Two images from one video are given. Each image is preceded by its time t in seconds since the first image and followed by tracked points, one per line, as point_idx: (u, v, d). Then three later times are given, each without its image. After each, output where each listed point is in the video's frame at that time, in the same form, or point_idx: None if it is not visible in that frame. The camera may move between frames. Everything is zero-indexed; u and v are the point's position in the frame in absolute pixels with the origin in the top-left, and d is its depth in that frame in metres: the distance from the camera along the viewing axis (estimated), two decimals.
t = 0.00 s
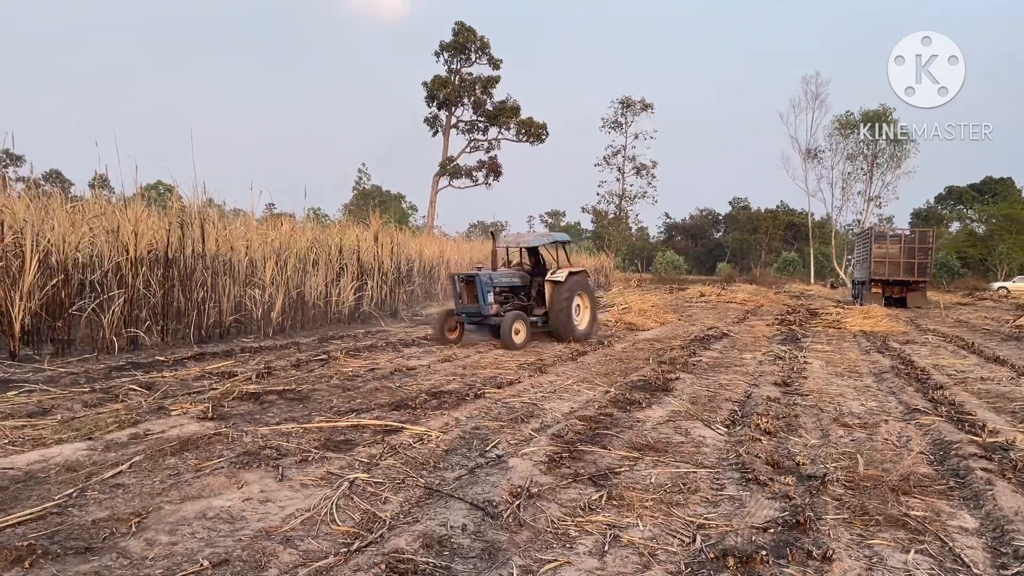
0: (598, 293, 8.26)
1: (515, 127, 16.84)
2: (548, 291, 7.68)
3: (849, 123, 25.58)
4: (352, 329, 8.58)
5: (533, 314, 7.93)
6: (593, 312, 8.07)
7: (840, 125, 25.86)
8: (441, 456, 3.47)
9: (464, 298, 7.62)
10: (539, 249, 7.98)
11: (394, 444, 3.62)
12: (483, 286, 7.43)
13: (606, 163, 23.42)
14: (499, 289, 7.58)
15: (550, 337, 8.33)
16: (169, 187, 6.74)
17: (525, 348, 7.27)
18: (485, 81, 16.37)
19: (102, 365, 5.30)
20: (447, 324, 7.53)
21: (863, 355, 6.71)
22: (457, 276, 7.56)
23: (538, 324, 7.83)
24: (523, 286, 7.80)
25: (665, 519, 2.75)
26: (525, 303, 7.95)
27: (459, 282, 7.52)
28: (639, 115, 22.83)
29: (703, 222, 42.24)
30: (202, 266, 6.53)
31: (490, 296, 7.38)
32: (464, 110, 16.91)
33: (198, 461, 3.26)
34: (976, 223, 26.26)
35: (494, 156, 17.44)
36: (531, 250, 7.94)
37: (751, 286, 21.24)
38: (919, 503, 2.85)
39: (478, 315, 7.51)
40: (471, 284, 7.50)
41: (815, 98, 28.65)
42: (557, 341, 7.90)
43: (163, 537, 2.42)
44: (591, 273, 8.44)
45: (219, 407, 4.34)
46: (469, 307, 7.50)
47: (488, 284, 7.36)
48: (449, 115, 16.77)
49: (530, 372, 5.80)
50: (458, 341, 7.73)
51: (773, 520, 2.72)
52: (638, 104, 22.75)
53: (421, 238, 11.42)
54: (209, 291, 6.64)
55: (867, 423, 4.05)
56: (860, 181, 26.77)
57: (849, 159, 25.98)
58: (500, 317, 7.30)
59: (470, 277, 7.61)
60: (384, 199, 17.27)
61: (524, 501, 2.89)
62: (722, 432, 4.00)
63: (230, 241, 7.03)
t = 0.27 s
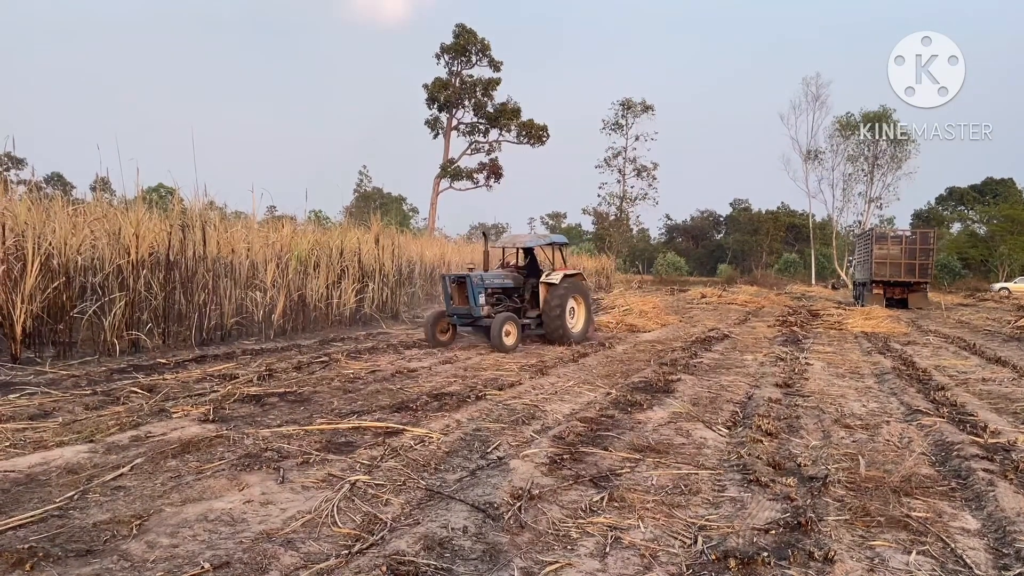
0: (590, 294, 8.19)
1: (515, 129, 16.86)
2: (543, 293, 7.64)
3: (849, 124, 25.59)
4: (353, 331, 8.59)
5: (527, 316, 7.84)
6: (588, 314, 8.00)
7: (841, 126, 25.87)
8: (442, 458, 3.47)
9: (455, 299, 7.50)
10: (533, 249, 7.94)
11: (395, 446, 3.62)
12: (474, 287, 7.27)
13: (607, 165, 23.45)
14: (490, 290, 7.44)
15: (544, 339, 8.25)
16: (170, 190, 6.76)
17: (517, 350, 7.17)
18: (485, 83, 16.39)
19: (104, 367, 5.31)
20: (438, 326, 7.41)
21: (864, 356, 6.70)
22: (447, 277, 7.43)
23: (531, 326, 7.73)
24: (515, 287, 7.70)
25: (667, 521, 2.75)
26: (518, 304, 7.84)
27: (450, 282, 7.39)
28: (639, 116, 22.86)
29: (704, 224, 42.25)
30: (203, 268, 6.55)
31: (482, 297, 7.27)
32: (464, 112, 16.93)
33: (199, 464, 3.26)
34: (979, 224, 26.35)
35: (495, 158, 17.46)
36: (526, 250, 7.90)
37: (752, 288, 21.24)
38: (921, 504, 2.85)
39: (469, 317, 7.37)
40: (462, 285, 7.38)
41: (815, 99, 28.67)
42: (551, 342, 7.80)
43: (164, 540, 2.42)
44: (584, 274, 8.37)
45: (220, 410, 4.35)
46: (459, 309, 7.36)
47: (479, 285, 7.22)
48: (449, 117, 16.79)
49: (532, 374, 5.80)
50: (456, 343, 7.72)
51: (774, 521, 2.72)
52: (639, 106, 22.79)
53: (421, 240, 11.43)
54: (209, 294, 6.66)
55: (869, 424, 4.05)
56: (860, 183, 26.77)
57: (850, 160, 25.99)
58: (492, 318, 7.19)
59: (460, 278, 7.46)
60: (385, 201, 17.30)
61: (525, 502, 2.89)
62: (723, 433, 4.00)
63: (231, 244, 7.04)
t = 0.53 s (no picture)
0: (582, 293, 8.13)
1: (516, 129, 16.87)
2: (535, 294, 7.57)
3: (850, 124, 25.59)
4: (354, 332, 8.60)
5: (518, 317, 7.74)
6: (580, 315, 7.99)
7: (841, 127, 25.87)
8: (442, 459, 3.47)
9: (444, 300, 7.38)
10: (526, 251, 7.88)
11: (396, 447, 3.63)
12: (463, 289, 7.13)
13: (607, 166, 23.45)
14: (479, 291, 7.31)
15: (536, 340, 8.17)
16: (171, 191, 6.77)
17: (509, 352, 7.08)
18: (486, 84, 16.39)
19: (104, 369, 5.31)
20: (427, 328, 7.29)
21: (865, 357, 6.69)
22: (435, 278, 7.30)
23: (523, 327, 7.65)
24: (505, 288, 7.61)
25: (668, 521, 2.75)
26: (509, 305, 7.72)
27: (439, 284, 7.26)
28: (640, 117, 22.87)
29: (705, 224, 42.24)
30: (203, 270, 6.56)
31: (471, 299, 7.15)
32: (465, 113, 16.93)
33: (200, 465, 3.26)
34: (980, 224, 26.33)
35: (496, 159, 17.46)
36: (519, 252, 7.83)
37: (753, 288, 21.23)
38: (922, 504, 2.85)
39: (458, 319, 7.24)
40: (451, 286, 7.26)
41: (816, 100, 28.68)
42: (543, 343, 7.71)
43: (165, 542, 2.42)
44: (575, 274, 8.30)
45: (221, 411, 4.35)
46: (448, 310, 7.24)
47: (467, 286, 7.07)
48: (450, 118, 16.80)
49: (532, 375, 5.80)
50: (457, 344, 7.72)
51: (776, 522, 2.71)
52: (639, 106, 22.80)
53: (422, 241, 11.44)
54: (210, 295, 6.67)
55: (870, 424, 4.04)
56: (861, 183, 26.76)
57: (851, 161, 25.98)
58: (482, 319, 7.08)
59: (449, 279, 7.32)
60: (386, 202, 17.31)
61: (526, 504, 2.89)
62: (724, 434, 4.00)
63: (232, 245, 7.05)
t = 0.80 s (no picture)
0: (576, 294, 8.05)
1: (517, 130, 16.88)
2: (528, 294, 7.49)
3: (851, 124, 25.56)
4: (355, 333, 8.61)
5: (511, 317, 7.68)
6: (575, 316, 7.91)
7: (843, 126, 25.84)
8: (444, 460, 3.48)
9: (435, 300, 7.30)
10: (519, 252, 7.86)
11: (398, 448, 3.63)
12: (454, 288, 7.07)
13: (609, 166, 23.46)
14: (471, 291, 7.25)
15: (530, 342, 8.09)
16: (173, 192, 6.78)
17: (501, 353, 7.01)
18: (487, 84, 16.40)
19: (106, 370, 5.32)
20: (419, 329, 7.21)
21: (867, 357, 6.69)
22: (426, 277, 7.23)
23: (516, 328, 7.57)
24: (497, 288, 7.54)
25: (670, 522, 2.75)
26: (502, 305, 7.66)
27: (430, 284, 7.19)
28: (641, 117, 22.87)
29: (706, 224, 42.23)
30: (205, 270, 6.57)
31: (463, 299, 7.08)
32: (466, 114, 16.94)
33: (202, 466, 3.27)
34: (981, 224, 26.30)
35: (497, 159, 17.47)
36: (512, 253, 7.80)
37: (755, 288, 21.22)
38: (924, 504, 2.84)
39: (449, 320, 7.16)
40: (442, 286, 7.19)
41: (817, 99, 28.67)
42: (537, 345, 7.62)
43: (167, 543, 2.42)
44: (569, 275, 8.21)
45: (223, 412, 4.36)
46: (440, 310, 7.16)
47: (459, 286, 7.01)
48: (451, 118, 16.81)
49: (534, 375, 5.80)
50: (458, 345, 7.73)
51: (778, 522, 2.71)
52: (641, 106, 22.80)
53: (423, 241, 11.44)
54: (212, 296, 6.68)
55: (872, 424, 4.04)
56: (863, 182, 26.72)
57: (852, 160, 25.95)
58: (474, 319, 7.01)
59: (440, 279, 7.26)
60: (387, 202, 17.33)
61: (528, 504, 2.89)
62: (726, 434, 4.00)
63: (233, 246, 7.07)
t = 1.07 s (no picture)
0: (571, 295, 7.98)
1: (520, 129, 16.88)
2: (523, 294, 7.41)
3: (854, 122, 25.51)
4: (358, 333, 8.62)
5: (505, 317, 7.54)
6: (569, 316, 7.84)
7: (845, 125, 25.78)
8: (447, 460, 3.48)
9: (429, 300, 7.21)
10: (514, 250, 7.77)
11: (401, 448, 3.63)
12: (448, 288, 6.99)
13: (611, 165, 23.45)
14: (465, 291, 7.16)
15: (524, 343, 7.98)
16: (176, 193, 6.80)
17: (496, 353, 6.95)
18: (489, 84, 16.40)
19: (109, 370, 5.34)
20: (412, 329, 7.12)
21: (870, 356, 6.67)
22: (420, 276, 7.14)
23: (511, 329, 7.50)
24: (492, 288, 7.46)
25: (673, 521, 2.75)
26: (496, 306, 7.52)
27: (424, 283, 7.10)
28: (643, 116, 22.86)
29: (708, 223, 42.18)
30: (208, 271, 6.59)
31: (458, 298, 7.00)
32: (468, 114, 16.94)
33: (205, 466, 3.28)
34: (984, 223, 26.22)
35: (499, 159, 17.47)
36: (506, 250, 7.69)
37: (758, 287, 21.19)
38: (928, 504, 2.84)
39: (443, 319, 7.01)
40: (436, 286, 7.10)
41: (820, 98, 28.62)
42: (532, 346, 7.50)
43: (170, 543, 2.43)
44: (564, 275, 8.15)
45: (226, 412, 4.37)
46: (434, 310, 7.08)
47: (454, 285, 6.92)
48: (453, 118, 16.82)
49: (537, 375, 5.80)
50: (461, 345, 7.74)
51: (781, 521, 2.71)
52: (643, 106, 22.79)
53: (426, 241, 11.45)
54: (215, 296, 6.70)
55: (875, 424, 4.03)
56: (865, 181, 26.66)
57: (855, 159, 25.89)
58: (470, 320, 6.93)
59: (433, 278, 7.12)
60: (390, 202, 17.35)
61: (531, 504, 2.89)
62: (729, 433, 3.99)
63: (236, 246, 7.08)
